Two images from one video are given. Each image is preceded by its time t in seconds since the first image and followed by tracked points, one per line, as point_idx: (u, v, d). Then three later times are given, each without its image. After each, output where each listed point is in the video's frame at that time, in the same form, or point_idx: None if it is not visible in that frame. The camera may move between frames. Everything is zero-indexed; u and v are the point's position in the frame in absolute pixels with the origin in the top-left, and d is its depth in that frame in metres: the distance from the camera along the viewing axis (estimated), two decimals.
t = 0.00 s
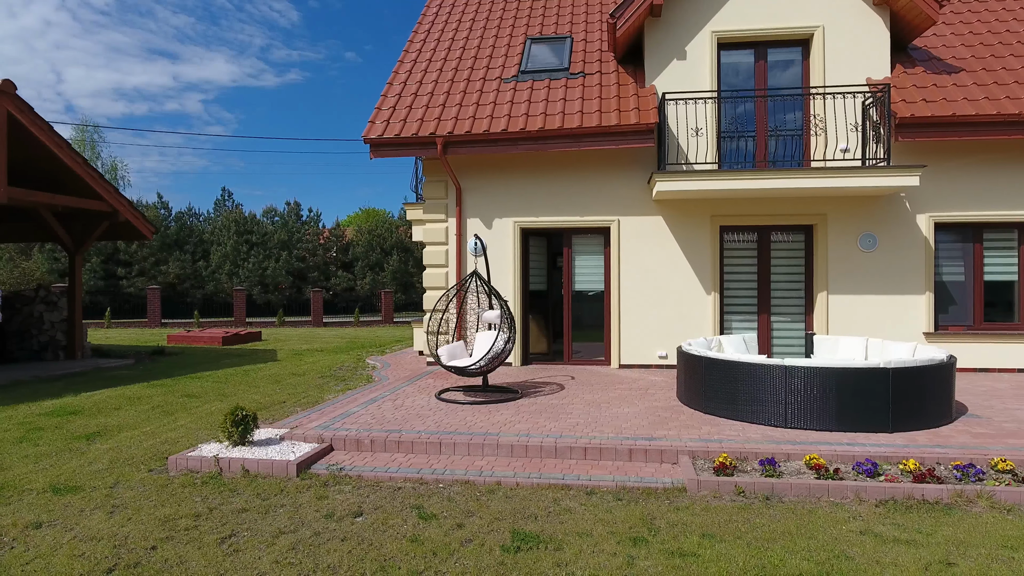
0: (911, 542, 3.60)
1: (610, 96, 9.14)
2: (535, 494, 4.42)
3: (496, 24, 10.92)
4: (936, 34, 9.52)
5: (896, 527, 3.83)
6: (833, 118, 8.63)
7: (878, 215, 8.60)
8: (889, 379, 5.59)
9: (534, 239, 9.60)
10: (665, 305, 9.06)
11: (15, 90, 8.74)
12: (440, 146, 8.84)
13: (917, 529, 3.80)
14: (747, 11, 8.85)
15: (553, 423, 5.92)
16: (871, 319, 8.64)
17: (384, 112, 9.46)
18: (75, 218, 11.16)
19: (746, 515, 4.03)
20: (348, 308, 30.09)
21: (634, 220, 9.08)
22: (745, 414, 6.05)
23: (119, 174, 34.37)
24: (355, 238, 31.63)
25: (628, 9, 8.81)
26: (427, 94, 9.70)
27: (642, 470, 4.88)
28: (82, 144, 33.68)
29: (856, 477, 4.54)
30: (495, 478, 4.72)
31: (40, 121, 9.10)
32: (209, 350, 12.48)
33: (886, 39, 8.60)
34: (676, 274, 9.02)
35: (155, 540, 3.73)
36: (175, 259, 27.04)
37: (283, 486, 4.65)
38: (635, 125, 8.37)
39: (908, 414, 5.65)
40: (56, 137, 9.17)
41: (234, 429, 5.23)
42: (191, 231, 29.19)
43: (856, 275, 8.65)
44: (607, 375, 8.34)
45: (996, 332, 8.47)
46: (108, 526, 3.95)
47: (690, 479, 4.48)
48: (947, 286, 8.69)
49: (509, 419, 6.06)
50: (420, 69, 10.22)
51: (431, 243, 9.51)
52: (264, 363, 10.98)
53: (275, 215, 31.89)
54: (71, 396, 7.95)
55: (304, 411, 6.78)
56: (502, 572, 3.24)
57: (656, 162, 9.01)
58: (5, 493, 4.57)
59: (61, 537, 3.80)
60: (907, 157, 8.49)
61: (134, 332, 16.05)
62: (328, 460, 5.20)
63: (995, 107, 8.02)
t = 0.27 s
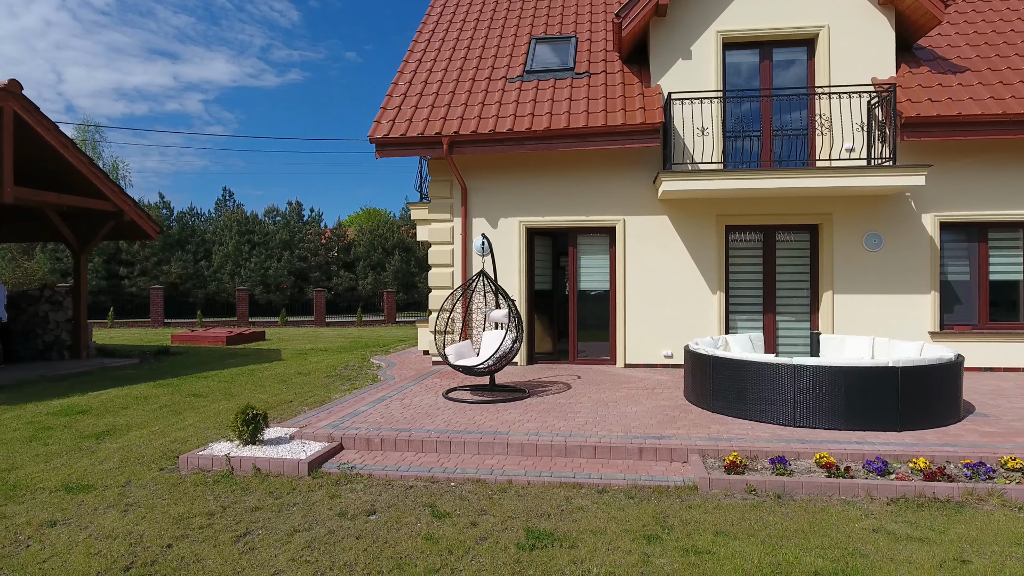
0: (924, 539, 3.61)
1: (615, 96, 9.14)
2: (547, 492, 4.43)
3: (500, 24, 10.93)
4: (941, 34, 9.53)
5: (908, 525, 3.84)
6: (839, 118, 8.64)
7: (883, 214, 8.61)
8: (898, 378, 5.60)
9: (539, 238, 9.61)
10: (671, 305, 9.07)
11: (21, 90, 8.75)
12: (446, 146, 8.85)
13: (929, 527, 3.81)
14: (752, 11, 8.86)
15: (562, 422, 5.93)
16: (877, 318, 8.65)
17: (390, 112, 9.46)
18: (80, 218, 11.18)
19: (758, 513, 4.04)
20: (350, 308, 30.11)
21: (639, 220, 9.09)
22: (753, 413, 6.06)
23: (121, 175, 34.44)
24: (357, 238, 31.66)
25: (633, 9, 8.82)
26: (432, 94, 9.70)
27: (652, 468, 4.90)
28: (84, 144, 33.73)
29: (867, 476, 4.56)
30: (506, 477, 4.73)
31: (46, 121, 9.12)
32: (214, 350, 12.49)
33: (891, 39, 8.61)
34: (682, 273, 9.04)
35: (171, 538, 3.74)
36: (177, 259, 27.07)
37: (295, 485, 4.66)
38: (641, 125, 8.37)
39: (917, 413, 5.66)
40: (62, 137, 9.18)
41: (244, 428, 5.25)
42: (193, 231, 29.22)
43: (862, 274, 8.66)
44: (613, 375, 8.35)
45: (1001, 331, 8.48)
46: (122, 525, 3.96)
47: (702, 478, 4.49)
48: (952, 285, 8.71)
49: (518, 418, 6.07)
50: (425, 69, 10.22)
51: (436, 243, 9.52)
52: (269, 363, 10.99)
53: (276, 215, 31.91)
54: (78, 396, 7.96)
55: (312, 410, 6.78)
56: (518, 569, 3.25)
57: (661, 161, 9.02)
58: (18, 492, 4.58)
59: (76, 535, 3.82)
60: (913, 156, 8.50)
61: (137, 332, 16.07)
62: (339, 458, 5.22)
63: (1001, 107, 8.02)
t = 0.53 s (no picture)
0: (938, 537, 3.63)
1: (621, 96, 9.16)
2: (560, 491, 4.45)
3: (505, 24, 10.95)
4: (946, 34, 9.55)
5: (921, 522, 3.86)
6: (845, 118, 8.66)
7: (889, 214, 8.63)
8: (907, 377, 5.62)
9: (545, 238, 9.62)
10: (676, 304, 9.09)
11: (29, 90, 8.77)
12: (453, 146, 8.87)
13: (941, 524, 3.83)
14: (758, 11, 8.88)
15: (571, 421, 5.95)
16: (882, 318, 8.67)
17: (396, 112, 9.47)
18: (85, 217, 11.20)
19: (771, 511, 4.06)
20: (352, 308, 30.14)
21: (645, 220, 9.11)
22: (761, 412, 6.08)
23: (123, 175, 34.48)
24: (358, 238, 31.70)
25: (639, 9, 8.84)
26: (438, 93, 9.72)
27: (663, 467, 4.92)
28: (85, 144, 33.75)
29: (878, 474, 4.58)
30: (518, 475, 4.75)
31: (53, 121, 9.14)
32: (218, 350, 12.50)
33: (897, 39, 8.63)
34: (687, 273, 9.05)
35: (187, 536, 3.75)
36: (179, 259, 27.08)
37: (308, 483, 4.68)
38: (647, 124, 8.39)
39: (926, 412, 5.68)
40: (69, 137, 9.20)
41: (255, 426, 5.27)
42: (195, 231, 29.22)
43: (867, 274, 8.68)
44: (619, 374, 8.37)
45: (1007, 331, 8.50)
46: (138, 523, 3.98)
47: (713, 476, 4.51)
48: (957, 285, 8.73)
49: (526, 417, 6.09)
50: (430, 69, 10.24)
51: (442, 243, 9.53)
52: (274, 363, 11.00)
53: (278, 215, 31.91)
54: (86, 395, 7.98)
55: (320, 409, 6.80)
56: (535, 567, 3.27)
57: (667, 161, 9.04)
58: (32, 490, 4.60)
59: (93, 533, 3.84)
60: (918, 156, 8.52)
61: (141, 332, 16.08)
62: (350, 457, 5.23)
63: (1007, 107, 8.04)
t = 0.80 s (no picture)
0: (950, 535, 3.65)
1: (626, 96, 9.17)
2: (571, 489, 4.47)
3: (510, 25, 10.97)
4: (951, 34, 9.57)
5: (933, 521, 3.88)
6: (851, 118, 8.67)
7: (894, 214, 8.64)
8: (915, 376, 5.64)
9: (550, 238, 9.64)
10: (682, 304, 9.10)
11: (35, 90, 8.78)
12: (459, 146, 8.88)
13: (953, 523, 3.85)
14: (764, 11, 8.90)
15: (580, 421, 5.96)
16: (887, 318, 8.69)
17: (401, 112, 9.48)
18: (90, 217, 11.21)
19: (783, 510, 4.07)
20: (354, 308, 30.17)
21: (650, 220, 9.13)
22: (770, 411, 6.10)
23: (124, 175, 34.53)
24: (360, 238, 31.74)
25: (645, 9, 8.86)
26: (443, 93, 9.73)
27: (673, 466, 4.93)
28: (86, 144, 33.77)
29: (887, 473, 4.60)
30: (529, 474, 4.76)
31: (59, 121, 9.16)
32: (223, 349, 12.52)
33: (902, 39, 8.64)
34: (693, 273, 9.07)
35: (202, 534, 3.77)
36: (181, 259, 27.11)
37: (319, 482, 4.69)
38: (653, 124, 8.40)
39: (934, 411, 5.69)
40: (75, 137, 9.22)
41: (266, 425, 5.29)
42: (197, 231, 29.25)
43: (873, 273, 8.70)
44: (625, 374, 8.39)
45: (1012, 331, 8.52)
46: (152, 521, 3.99)
47: (724, 475, 4.53)
48: (962, 285, 8.74)
49: (535, 416, 6.11)
50: (435, 69, 10.25)
51: (447, 243, 9.54)
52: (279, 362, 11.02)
53: (280, 215, 31.93)
54: (94, 394, 7.99)
55: (328, 409, 6.81)
56: (550, 564, 3.28)
57: (672, 161, 9.05)
58: (44, 489, 4.61)
59: (108, 531, 3.85)
60: (924, 156, 8.53)
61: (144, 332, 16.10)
62: (360, 456, 5.25)
63: (1012, 107, 8.06)
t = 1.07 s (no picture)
0: (962, 534, 3.66)
1: (632, 96, 9.18)
2: (582, 488, 4.48)
3: (515, 25, 10.99)
4: (955, 34, 9.59)
5: (944, 519, 3.89)
6: (856, 118, 8.69)
7: (899, 214, 8.66)
8: (923, 375, 5.65)
9: (555, 238, 9.65)
10: (687, 304, 9.12)
11: (41, 90, 8.80)
12: (464, 146, 8.89)
13: (965, 521, 3.86)
14: (769, 11, 8.92)
15: (588, 420, 5.97)
16: (893, 317, 8.70)
17: (407, 112, 9.49)
18: (95, 217, 11.22)
19: (795, 508, 4.09)
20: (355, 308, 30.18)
21: (655, 219, 9.14)
22: (778, 411, 6.11)
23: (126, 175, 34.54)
24: (362, 238, 31.78)
25: (650, 9, 8.87)
26: (449, 93, 9.75)
27: (683, 465, 4.94)
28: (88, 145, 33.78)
29: (897, 472, 4.62)
30: (539, 473, 4.78)
31: (65, 121, 9.18)
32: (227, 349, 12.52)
33: (907, 39, 8.66)
34: (698, 273, 9.08)
35: (217, 533, 3.78)
36: (183, 259, 27.08)
37: (331, 481, 4.70)
38: (659, 124, 8.42)
39: (942, 410, 5.70)
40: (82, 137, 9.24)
41: (276, 424, 5.30)
42: (199, 231, 29.25)
43: (878, 273, 8.71)
44: (631, 373, 8.40)
45: (1017, 330, 8.53)
46: (167, 520, 4.01)
47: (734, 474, 4.55)
48: (967, 284, 8.76)
49: (543, 416, 6.12)
50: (440, 69, 10.27)
51: (453, 243, 9.55)
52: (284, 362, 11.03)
53: (282, 215, 31.94)
54: (101, 394, 8.00)
55: (336, 408, 6.82)
56: (566, 563, 3.30)
57: (678, 161, 9.07)
58: (56, 488, 4.62)
59: (123, 530, 3.87)
60: (929, 156, 8.55)
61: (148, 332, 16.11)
62: (370, 456, 5.26)
63: (1017, 107, 8.07)
